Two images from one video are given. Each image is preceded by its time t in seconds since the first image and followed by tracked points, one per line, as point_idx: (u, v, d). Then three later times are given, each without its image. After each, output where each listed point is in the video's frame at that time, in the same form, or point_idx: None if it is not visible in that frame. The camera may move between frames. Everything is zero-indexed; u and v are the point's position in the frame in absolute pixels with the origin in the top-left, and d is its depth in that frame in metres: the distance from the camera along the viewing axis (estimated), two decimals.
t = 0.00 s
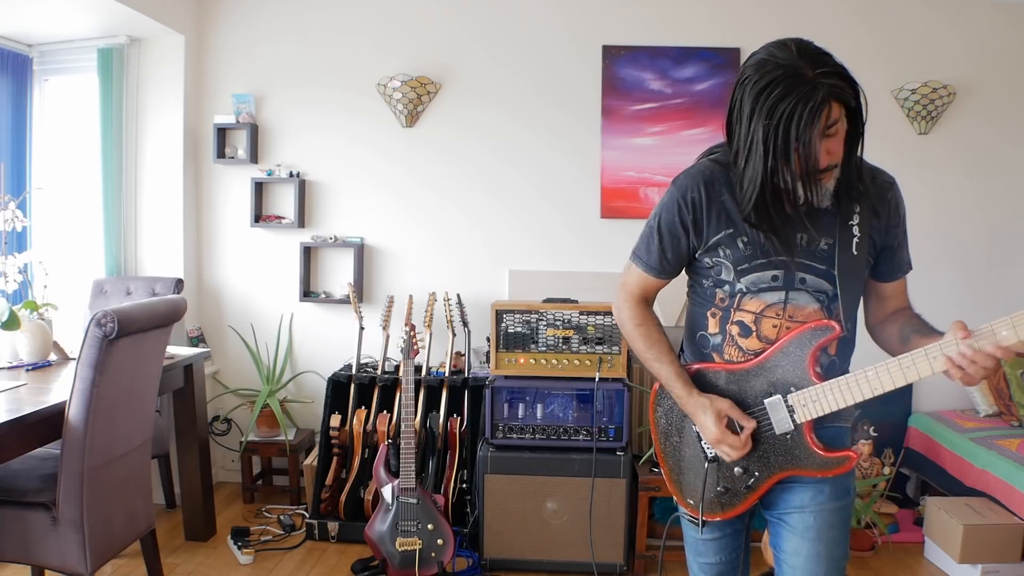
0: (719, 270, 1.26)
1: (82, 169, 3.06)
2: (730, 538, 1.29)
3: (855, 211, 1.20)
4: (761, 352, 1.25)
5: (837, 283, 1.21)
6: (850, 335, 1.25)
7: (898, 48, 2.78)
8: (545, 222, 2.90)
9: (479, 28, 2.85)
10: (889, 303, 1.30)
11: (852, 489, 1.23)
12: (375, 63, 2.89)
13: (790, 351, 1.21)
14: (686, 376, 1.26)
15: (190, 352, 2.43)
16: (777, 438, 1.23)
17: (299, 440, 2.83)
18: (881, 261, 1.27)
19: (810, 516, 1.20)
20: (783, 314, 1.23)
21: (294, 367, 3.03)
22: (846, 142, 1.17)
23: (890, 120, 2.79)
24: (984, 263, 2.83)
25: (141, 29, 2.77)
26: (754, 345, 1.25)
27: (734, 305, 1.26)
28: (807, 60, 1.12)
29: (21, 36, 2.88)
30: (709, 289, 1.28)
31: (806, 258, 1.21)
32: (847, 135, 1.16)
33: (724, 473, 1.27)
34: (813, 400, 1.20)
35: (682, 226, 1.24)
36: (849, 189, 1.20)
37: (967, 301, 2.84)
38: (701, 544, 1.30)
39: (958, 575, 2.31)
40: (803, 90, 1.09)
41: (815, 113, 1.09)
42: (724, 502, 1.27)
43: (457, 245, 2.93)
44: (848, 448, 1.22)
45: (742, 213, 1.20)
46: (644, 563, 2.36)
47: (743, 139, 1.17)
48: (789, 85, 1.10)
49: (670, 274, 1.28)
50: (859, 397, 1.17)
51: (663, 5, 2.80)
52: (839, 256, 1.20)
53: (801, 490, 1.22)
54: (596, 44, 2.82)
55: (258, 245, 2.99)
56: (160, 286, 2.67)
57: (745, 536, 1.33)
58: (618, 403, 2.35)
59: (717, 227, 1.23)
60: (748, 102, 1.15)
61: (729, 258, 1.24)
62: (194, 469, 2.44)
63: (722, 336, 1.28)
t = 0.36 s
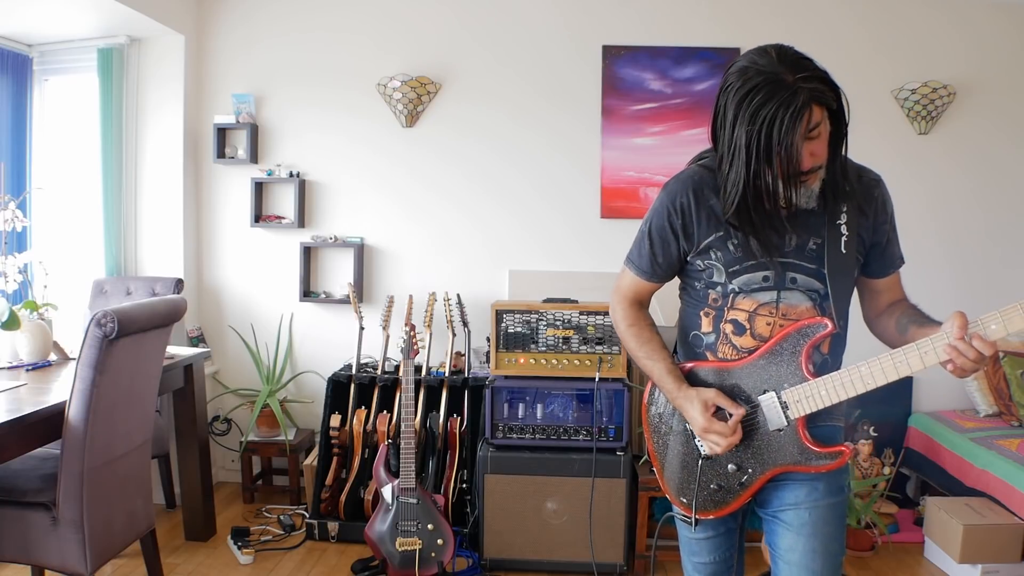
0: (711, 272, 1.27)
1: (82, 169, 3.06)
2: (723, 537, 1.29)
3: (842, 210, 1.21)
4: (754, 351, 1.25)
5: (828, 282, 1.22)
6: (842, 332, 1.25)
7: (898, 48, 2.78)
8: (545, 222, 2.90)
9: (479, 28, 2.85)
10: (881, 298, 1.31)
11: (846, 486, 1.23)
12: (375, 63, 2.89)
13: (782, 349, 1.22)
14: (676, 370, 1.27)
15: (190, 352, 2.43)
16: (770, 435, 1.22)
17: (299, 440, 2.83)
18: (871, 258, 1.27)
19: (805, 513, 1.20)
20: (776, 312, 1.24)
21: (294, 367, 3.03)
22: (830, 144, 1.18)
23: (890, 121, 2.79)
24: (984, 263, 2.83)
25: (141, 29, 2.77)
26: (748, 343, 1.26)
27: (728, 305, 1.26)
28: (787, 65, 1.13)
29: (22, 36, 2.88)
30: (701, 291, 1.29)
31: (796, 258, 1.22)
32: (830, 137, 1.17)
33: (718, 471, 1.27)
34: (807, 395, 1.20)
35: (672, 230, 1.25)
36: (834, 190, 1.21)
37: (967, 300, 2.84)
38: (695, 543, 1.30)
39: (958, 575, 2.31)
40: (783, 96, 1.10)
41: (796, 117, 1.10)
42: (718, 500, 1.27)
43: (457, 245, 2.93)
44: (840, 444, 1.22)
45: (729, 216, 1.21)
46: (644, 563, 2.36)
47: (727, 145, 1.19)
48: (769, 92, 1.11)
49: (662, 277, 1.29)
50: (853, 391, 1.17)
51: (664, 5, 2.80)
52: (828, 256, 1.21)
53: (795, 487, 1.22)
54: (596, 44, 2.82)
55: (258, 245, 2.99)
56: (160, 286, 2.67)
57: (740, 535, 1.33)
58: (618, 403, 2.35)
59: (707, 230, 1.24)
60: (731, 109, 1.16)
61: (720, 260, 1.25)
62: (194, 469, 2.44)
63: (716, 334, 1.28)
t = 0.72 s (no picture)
0: (709, 275, 1.27)
1: (82, 169, 3.06)
2: (723, 535, 1.29)
3: (838, 209, 1.21)
4: (754, 351, 1.25)
5: (826, 282, 1.22)
6: (840, 330, 1.26)
7: (898, 48, 2.78)
8: (544, 221, 2.90)
9: (479, 28, 2.85)
10: (879, 293, 1.31)
11: (847, 483, 1.23)
12: (375, 63, 2.89)
13: (782, 349, 1.22)
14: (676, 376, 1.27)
15: (190, 352, 2.43)
16: (769, 434, 1.23)
17: (299, 440, 2.83)
18: (869, 254, 1.27)
19: (806, 509, 1.20)
20: (775, 312, 1.24)
21: (294, 367, 3.03)
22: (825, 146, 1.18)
23: (890, 121, 2.79)
24: (984, 263, 2.83)
25: (141, 29, 2.77)
26: (747, 343, 1.26)
27: (726, 306, 1.26)
28: (778, 73, 1.13)
29: (21, 36, 2.88)
30: (700, 293, 1.29)
31: (793, 259, 1.22)
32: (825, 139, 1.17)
33: (718, 469, 1.27)
34: (806, 394, 1.20)
35: (670, 235, 1.25)
36: (830, 190, 1.21)
37: (966, 300, 2.84)
38: (694, 542, 1.30)
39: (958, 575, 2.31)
40: (777, 104, 1.10)
41: (792, 125, 1.10)
42: (718, 498, 1.27)
43: (457, 244, 2.93)
44: (839, 442, 1.22)
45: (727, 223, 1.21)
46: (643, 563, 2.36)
47: (722, 155, 1.19)
48: (763, 101, 1.12)
49: (660, 279, 1.29)
50: (851, 390, 1.17)
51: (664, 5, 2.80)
52: (826, 256, 1.21)
53: (795, 484, 1.22)
54: (596, 44, 2.82)
55: (258, 245, 2.99)
56: (160, 286, 2.67)
57: (739, 533, 1.33)
58: (618, 403, 2.35)
59: (706, 235, 1.24)
60: (725, 120, 1.16)
61: (718, 263, 1.25)
62: (194, 469, 2.44)
63: (715, 335, 1.28)
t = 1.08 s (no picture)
0: (710, 275, 1.27)
1: (82, 169, 3.06)
2: (722, 538, 1.29)
3: (840, 210, 1.22)
4: (754, 350, 1.25)
5: (827, 282, 1.22)
6: (840, 331, 1.25)
7: (899, 47, 2.78)
8: (545, 221, 2.89)
9: (479, 28, 2.85)
10: (884, 297, 1.30)
11: (847, 484, 1.23)
12: (375, 63, 2.89)
13: (783, 348, 1.22)
14: (672, 374, 1.27)
15: (190, 352, 2.43)
16: (770, 434, 1.23)
17: (299, 440, 2.83)
18: (870, 257, 1.27)
19: (807, 510, 1.20)
20: (774, 311, 1.24)
21: (294, 367, 3.03)
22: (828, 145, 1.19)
23: (890, 120, 2.79)
24: (985, 263, 2.83)
25: (141, 29, 2.77)
26: (747, 342, 1.25)
27: (727, 306, 1.26)
28: (782, 72, 1.14)
29: (21, 35, 2.88)
30: (700, 292, 1.29)
31: (794, 259, 1.22)
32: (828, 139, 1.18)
33: (718, 471, 1.27)
34: (806, 393, 1.20)
35: (673, 234, 1.25)
36: (833, 191, 1.22)
37: (966, 300, 2.84)
38: (693, 545, 1.30)
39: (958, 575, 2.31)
40: (782, 103, 1.11)
41: (797, 123, 1.11)
42: (719, 500, 1.27)
43: (458, 244, 2.93)
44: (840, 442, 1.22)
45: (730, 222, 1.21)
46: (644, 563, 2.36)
47: (726, 154, 1.19)
48: (768, 99, 1.12)
49: (661, 279, 1.29)
50: (852, 388, 1.17)
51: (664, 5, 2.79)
52: (827, 256, 1.21)
53: (796, 485, 1.22)
54: (596, 44, 2.82)
55: (258, 245, 2.99)
56: (160, 286, 2.67)
57: (738, 536, 1.33)
58: (618, 403, 2.35)
59: (708, 234, 1.24)
60: (729, 118, 1.17)
61: (720, 263, 1.25)
62: (194, 469, 2.44)
63: (715, 334, 1.28)
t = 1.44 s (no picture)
0: (711, 271, 1.26)
1: (82, 169, 3.06)
2: (720, 540, 1.29)
3: (841, 207, 1.22)
4: (754, 351, 1.25)
5: (827, 279, 1.22)
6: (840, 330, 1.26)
7: (898, 47, 2.78)
8: (545, 221, 2.90)
9: (479, 28, 2.85)
10: (885, 297, 1.30)
11: (847, 485, 1.23)
12: (375, 63, 2.89)
13: (784, 346, 1.22)
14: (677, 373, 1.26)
15: (190, 352, 2.43)
16: (773, 433, 1.23)
17: (299, 440, 2.83)
18: (872, 254, 1.27)
19: (808, 511, 1.20)
20: (775, 312, 1.24)
21: (294, 367, 3.03)
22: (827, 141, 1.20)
23: (889, 120, 2.79)
24: (984, 263, 2.83)
25: (141, 29, 2.77)
26: (748, 343, 1.25)
27: (727, 306, 1.26)
28: (781, 67, 1.15)
29: (21, 36, 2.88)
30: (701, 291, 1.29)
31: (795, 255, 1.22)
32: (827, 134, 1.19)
33: (722, 472, 1.27)
34: (809, 391, 1.20)
35: (673, 230, 1.25)
36: (833, 188, 1.22)
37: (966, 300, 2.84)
38: (692, 547, 1.30)
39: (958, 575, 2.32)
40: (780, 96, 1.13)
41: (795, 116, 1.12)
42: (724, 501, 1.27)
43: (458, 243, 2.93)
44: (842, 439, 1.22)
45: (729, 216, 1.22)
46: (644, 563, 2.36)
47: (725, 147, 1.21)
48: (767, 93, 1.14)
49: (662, 277, 1.29)
50: (854, 383, 1.18)
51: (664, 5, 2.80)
52: (828, 252, 1.21)
53: (797, 485, 1.22)
54: (596, 44, 2.82)
55: (258, 245, 2.99)
56: (160, 286, 2.67)
57: (736, 538, 1.33)
58: (618, 403, 2.35)
59: (708, 230, 1.24)
60: (729, 112, 1.19)
61: (720, 258, 1.25)
62: (194, 469, 2.44)
63: (715, 336, 1.28)
